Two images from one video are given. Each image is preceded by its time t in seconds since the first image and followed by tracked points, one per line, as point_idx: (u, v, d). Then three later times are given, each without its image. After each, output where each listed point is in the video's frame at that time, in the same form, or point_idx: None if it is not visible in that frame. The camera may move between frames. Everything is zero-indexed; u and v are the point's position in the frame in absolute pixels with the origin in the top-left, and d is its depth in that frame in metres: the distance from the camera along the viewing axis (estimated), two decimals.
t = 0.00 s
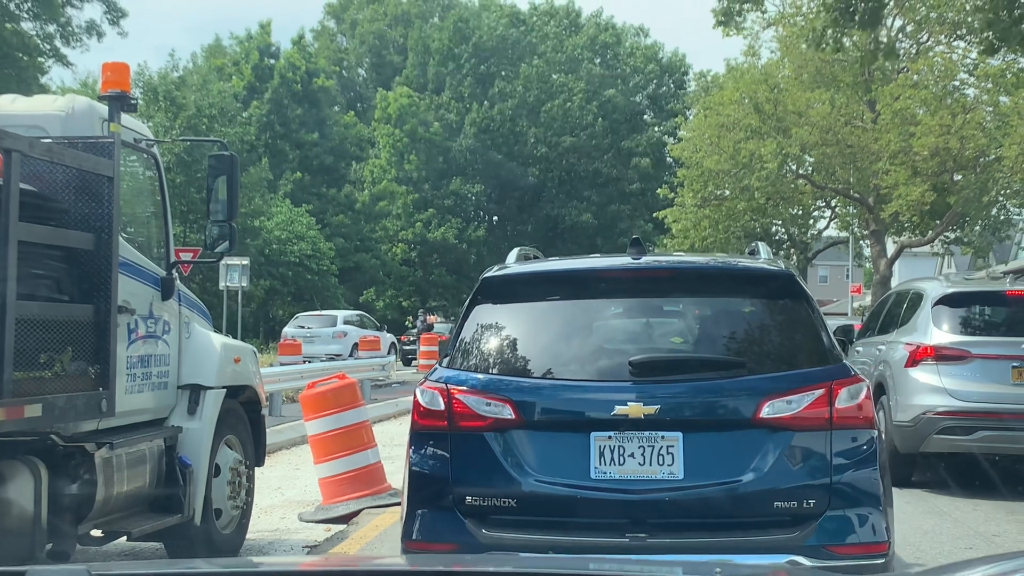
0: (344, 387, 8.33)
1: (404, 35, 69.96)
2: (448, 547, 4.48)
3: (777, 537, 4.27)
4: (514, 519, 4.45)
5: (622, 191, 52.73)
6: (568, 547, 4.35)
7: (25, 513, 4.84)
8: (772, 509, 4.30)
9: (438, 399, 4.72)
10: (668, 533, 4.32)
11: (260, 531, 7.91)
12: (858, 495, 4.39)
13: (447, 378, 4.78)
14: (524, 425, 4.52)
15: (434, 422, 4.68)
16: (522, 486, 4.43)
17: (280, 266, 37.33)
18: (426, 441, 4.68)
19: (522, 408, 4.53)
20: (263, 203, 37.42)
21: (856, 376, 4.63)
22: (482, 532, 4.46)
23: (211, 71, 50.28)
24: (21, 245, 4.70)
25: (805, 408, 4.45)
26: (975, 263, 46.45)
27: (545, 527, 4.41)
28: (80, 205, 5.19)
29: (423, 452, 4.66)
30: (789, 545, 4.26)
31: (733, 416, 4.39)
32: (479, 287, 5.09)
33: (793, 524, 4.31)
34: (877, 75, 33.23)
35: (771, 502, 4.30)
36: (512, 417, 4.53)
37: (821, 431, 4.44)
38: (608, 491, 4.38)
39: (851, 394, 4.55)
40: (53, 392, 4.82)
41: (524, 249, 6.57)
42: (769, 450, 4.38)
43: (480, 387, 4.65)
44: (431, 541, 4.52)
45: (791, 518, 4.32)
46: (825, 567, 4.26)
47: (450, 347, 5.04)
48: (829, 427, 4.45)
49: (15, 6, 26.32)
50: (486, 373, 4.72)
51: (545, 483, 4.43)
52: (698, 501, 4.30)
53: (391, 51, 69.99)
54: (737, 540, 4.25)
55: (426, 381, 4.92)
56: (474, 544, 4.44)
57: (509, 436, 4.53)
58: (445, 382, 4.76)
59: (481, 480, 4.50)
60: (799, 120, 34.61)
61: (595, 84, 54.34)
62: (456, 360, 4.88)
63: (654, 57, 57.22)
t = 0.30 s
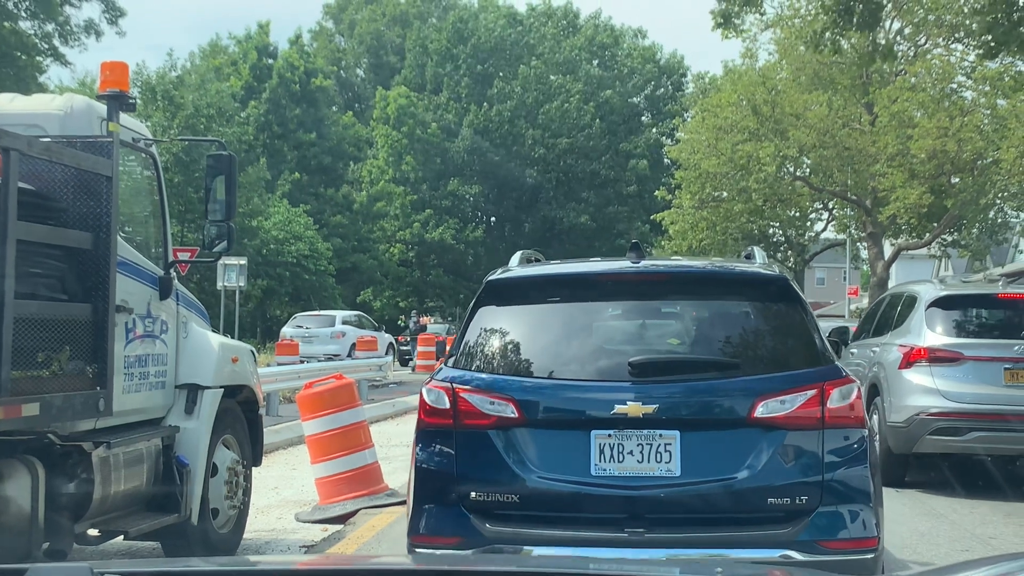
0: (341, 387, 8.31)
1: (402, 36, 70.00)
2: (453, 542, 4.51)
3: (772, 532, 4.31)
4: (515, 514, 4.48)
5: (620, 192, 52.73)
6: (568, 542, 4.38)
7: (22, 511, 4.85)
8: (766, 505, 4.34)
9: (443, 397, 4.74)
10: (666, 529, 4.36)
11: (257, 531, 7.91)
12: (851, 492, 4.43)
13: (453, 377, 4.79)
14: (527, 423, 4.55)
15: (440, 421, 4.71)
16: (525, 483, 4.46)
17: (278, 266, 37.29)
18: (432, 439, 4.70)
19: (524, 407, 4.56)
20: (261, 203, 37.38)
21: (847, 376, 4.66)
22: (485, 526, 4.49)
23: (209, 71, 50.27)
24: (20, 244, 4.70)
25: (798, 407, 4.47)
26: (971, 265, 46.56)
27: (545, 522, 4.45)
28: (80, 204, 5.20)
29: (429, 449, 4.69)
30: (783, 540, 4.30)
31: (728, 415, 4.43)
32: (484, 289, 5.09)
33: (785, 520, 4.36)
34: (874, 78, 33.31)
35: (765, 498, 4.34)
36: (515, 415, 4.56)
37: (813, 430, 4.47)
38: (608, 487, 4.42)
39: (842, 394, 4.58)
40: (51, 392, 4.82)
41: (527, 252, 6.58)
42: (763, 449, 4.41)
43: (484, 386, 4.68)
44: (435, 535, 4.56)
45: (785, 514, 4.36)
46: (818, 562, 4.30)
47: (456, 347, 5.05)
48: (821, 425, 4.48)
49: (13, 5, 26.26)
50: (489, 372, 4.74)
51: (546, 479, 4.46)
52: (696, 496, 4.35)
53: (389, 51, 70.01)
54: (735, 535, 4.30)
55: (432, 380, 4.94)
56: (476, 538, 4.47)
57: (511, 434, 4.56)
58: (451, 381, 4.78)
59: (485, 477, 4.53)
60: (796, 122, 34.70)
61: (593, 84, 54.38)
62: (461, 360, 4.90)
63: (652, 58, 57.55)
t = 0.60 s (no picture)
0: (339, 390, 8.29)
1: (400, 38, 70.07)
2: (464, 532, 4.67)
3: (767, 524, 4.45)
4: (522, 506, 4.62)
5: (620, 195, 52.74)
6: (571, 533, 4.52)
7: (20, 512, 4.83)
8: (760, 498, 4.48)
9: (453, 396, 4.88)
10: (665, 521, 4.49)
11: (256, 532, 7.91)
12: (839, 486, 4.57)
13: (462, 377, 4.93)
14: (533, 420, 4.68)
15: (451, 417, 4.85)
16: (531, 477, 4.60)
17: (276, 268, 37.25)
18: (442, 436, 4.84)
19: (532, 405, 4.69)
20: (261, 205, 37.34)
21: (836, 376, 4.79)
22: (494, 517, 4.64)
23: (208, 73, 50.30)
24: (18, 245, 4.70)
25: (789, 406, 4.60)
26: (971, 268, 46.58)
27: (550, 514, 4.59)
28: (78, 204, 5.20)
29: (441, 445, 4.83)
30: (775, 531, 4.44)
31: (723, 413, 4.56)
32: (492, 292, 5.22)
33: (778, 512, 4.49)
34: (873, 80, 33.36)
35: (758, 492, 4.48)
36: (522, 412, 4.69)
37: (803, 427, 4.60)
38: (609, 481, 4.55)
39: (831, 393, 4.70)
40: (49, 393, 4.81)
41: (532, 258, 6.63)
42: (757, 444, 4.55)
43: (493, 385, 4.81)
44: (446, 527, 4.71)
45: (777, 506, 4.50)
46: (810, 552, 4.43)
47: (464, 348, 5.19)
48: (811, 423, 4.61)
49: (13, 6, 26.23)
50: (497, 371, 4.87)
51: (551, 473, 4.60)
52: (694, 489, 4.48)
53: (388, 54, 70.06)
54: (732, 526, 4.43)
55: (442, 379, 5.07)
56: (485, 530, 4.62)
57: (519, 430, 4.70)
58: (461, 380, 4.91)
59: (493, 470, 4.67)
60: (795, 124, 34.67)
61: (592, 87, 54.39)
62: (470, 360, 5.04)
63: (651, 60, 57.61)
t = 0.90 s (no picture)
0: (338, 393, 8.31)
1: (400, 41, 70.10)
2: (473, 523, 4.85)
3: (758, 517, 4.65)
4: (527, 499, 4.82)
5: (618, 200, 52.79)
6: (576, 524, 4.71)
7: (18, 515, 4.83)
8: (752, 493, 4.69)
9: (463, 395, 5.05)
10: (664, 513, 4.69)
11: (253, 536, 7.91)
12: (825, 481, 4.76)
13: (471, 377, 5.11)
14: (539, 418, 4.88)
15: (460, 415, 5.02)
16: (537, 471, 4.80)
17: (274, 271, 37.20)
18: (453, 432, 5.03)
19: (537, 403, 4.89)
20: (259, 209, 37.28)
21: (824, 377, 4.99)
22: (502, 509, 4.83)
23: (207, 76, 50.26)
24: (16, 248, 4.69)
25: (780, 405, 4.81)
26: (970, 274, 46.57)
27: (555, 507, 4.78)
28: (76, 207, 5.19)
29: (450, 441, 5.01)
30: (765, 523, 4.64)
31: (717, 412, 4.77)
32: (499, 297, 5.41)
33: (768, 505, 4.70)
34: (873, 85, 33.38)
35: (750, 487, 4.69)
36: (528, 411, 4.89)
37: (794, 424, 4.80)
38: (609, 475, 4.76)
39: (820, 393, 4.90)
40: (46, 396, 4.81)
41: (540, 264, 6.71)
42: (749, 440, 4.76)
43: (501, 385, 4.99)
44: (456, 519, 4.89)
45: (767, 500, 4.70)
46: (800, 544, 4.64)
47: (472, 350, 5.36)
48: (801, 421, 4.81)
49: (12, 9, 26.20)
50: (504, 372, 5.06)
51: (555, 467, 4.80)
52: (692, 483, 4.69)
53: (387, 57, 70.03)
54: (726, 518, 4.64)
55: (452, 379, 5.24)
56: (494, 522, 4.80)
57: (525, 428, 4.88)
58: (470, 380, 5.09)
59: (501, 464, 4.87)
60: (794, 129, 34.70)
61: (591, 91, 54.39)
62: (478, 361, 5.22)
63: (650, 64, 57.68)
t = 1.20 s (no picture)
0: (337, 396, 8.34)
1: (400, 44, 70.22)
2: (483, 515, 4.89)
3: (753, 510, 4.74)
4: (532, 492, 4.88)
5: (617, 203, 52.91)
6: (579, 516, 4.78)
7: (16, 516, 4.82)
8: (746, 487, 4.78)
9: (473, 393, 5.11)
10: (666, 505, 4.76)
11: (251, 538, 7.89)
12: (814, 476, 4.85)
13: (482, 375, 5.16)
14: (543, 415, 4.94)
15: (471, 413, 5.07)
16: (544, 465, 4.87)
17: (274, 273, 37.22)
18: (460, 429, 5.08)
19: (544, 401, 4.95)
20: (259, 211, 37.26)
21: (814, 378, 5.07)
22: (510, 501, 4.89)
23: (208, 79, 50.26)
24: (17, 249, 4.71)
25: (772, 404, 4.89)
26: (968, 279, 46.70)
27: (561, 500, 4.84)
28: (78, 208, 5.20)
29: (459, 437, 5.07)
30: (758, 516, 4.73)
31: (714, 411, 4.85)
32: (506, 302, 5.45)
33: (762, 498, 4.78)
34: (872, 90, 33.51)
35: (745, 481, 4.78)
36: (535, 408, 4.95)
37: (788, 422, 4.89)
38: (610, 470, 4.83)
39: (809, 393, 4.98)
40: (47, 397, 4.82)
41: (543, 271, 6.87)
42: (745, 436, 4.84)
43: (510, 383, 5.05)
44: (462, 512, 4.94)
45: (761, 493, 4.79)
46: (794, 535, 4.73)
47: (481, 352, 5.41)
48: (794, 418, 4.90)
49: (13, 11, 26.19)
50: (510, 371, 5.12)
51: (559, 461, 4.87)
52: (693, 477, 4.76)
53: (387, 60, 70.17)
54: (723, 511, 4.72)
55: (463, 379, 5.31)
56: (500, 514, 4.86)
57: (532, 425, 4.95)
58: (481, 379, 5.14)
59: (506, 459, 4.93)
60: (793, 134, 34.86)
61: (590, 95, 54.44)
62: (487, 360, 5.28)
63: (649, 68, 57.84)
